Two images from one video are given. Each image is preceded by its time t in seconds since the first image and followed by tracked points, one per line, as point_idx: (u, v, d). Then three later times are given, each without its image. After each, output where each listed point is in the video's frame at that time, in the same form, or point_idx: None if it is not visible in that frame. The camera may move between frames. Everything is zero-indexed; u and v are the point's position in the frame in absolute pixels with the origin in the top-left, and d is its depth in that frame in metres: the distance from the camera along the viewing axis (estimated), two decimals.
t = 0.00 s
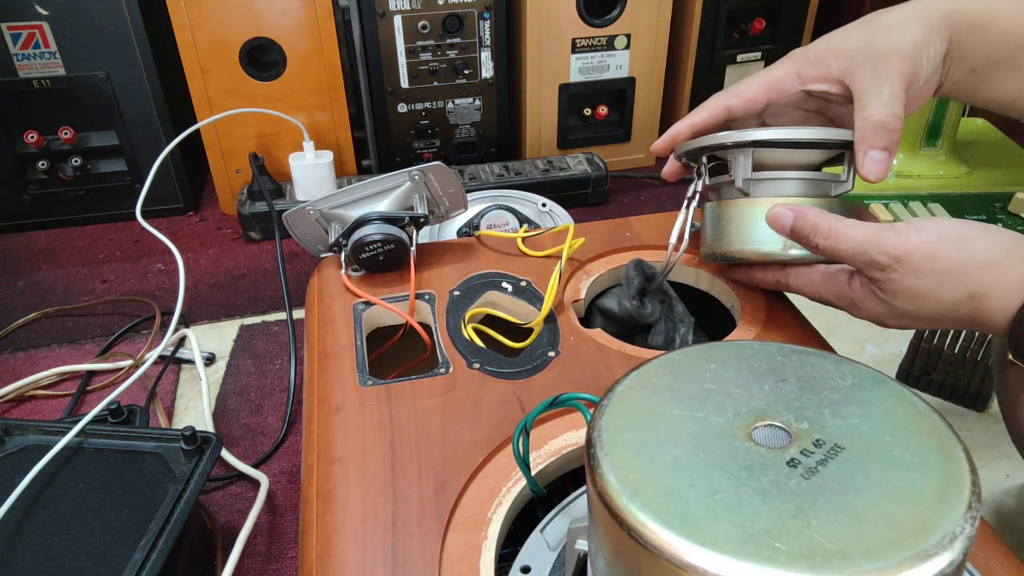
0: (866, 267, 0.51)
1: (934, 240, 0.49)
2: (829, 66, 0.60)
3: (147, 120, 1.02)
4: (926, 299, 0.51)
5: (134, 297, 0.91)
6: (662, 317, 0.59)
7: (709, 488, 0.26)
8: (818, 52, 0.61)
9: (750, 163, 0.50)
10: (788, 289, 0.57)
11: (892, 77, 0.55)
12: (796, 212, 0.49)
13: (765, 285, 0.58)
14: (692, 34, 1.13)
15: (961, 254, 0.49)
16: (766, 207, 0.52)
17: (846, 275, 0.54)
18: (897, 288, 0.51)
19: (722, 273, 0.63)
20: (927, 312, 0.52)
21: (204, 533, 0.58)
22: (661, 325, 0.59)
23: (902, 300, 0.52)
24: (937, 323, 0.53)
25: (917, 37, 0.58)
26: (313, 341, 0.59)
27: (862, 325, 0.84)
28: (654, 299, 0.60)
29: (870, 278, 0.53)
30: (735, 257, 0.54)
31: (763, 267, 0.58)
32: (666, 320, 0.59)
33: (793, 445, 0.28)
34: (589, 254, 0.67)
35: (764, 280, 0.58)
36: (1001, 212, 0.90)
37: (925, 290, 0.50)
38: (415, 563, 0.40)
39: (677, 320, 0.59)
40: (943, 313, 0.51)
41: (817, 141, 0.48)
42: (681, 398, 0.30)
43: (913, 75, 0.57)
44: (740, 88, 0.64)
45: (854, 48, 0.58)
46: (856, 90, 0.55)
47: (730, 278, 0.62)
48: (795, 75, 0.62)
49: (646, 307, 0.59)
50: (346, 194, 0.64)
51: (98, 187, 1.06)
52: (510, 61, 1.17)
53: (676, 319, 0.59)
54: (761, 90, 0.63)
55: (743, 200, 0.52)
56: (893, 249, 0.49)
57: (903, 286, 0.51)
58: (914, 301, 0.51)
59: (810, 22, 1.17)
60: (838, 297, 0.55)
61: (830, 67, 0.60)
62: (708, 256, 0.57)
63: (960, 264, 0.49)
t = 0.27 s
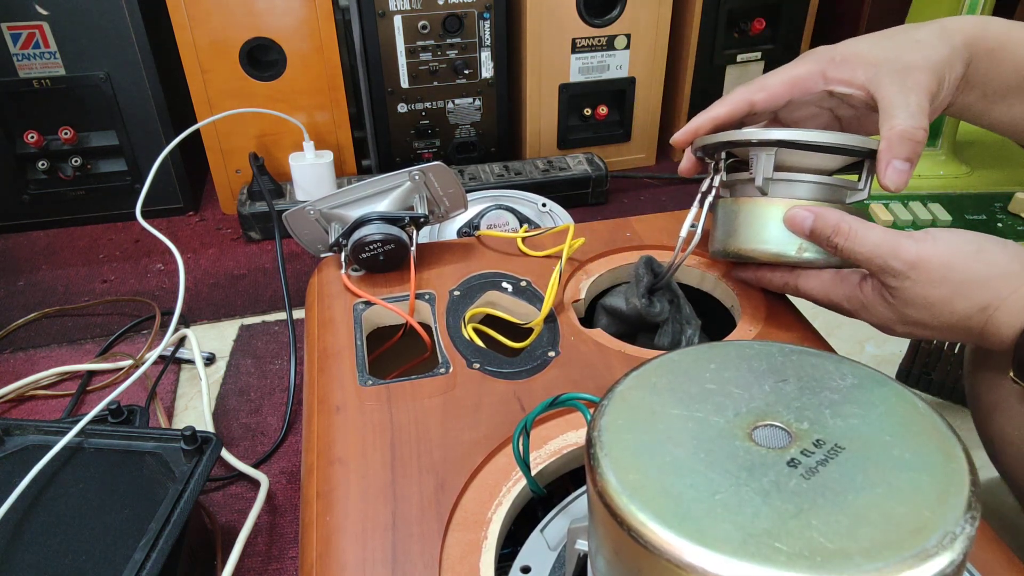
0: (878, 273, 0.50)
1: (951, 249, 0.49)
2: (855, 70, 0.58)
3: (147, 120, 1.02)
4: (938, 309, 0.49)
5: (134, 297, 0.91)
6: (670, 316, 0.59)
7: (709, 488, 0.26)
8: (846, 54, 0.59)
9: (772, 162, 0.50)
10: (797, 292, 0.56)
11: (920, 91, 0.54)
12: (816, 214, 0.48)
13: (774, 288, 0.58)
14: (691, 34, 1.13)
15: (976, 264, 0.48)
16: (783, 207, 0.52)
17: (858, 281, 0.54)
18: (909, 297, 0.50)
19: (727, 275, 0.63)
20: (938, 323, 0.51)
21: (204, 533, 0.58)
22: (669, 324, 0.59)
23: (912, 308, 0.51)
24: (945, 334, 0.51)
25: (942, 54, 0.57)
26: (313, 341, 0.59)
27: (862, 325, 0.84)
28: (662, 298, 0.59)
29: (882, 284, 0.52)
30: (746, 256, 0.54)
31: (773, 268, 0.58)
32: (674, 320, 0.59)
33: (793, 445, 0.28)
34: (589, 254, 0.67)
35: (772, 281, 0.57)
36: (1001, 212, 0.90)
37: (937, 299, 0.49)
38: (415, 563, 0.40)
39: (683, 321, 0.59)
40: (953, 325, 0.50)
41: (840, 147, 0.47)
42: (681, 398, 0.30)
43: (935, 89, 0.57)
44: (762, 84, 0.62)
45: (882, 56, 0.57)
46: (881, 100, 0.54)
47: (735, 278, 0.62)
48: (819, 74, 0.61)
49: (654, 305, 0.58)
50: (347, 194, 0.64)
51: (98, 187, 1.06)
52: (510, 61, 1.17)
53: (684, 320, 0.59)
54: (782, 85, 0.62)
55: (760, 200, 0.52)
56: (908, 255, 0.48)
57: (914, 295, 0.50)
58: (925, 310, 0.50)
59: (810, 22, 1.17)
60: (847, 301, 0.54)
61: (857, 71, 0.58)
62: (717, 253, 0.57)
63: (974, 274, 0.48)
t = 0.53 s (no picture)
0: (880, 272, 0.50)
1: (953, 254, 0.48)
2: (870, 69, 0.58)
3: (147, 120, 1.02)
4: (937, 313, 0.49)
5: (134, 297, 0.91)
6: (674, 314, 0.59)
7: (709, 488, 0.26)
8: (861, 52, 0.59)
9: (784, 162, 0.50)
10: (801, 291, 0.56)
11: (935, 98, 0.54)
12: (825, 214, 0.49)
13: (779, 284, 0.58)
14: (691, 34, 1.13)
15: (976, 270, 0.48)
16: (794, 207, 0.52)
17: (862, 280, 0.53)
18: (909, 299, 0.49)
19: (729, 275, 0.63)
20: (935, 328, 0.50)
21: (204, 533, 0.59)
22: (672, 322, 0.59)
23: (912, 311, 0.50)
24: (942, 341, 0.51)
25: (957, 59, 0.57)
26: (313, 341, 0.59)
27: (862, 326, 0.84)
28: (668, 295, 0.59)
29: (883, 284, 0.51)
30: (756, 254, 0.54)
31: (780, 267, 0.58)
32: (678, 318, 0.59)
33: (793, 444, 0.28)
34: (589, 254, 0.67)
35: (779, 279, 0.57)
36: (1001, 211, 0.90)
37: (936, 302, 0.48)
38: (414, 563, 0.40)
39: (687, 318, 0.59)
40: (951, 331, 0.49)
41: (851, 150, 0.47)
42: (681, 397, 0.30)
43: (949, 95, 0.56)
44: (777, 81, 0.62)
45: (899, 57, 0.57)
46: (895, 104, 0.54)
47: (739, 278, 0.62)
48: (834, 72, 0.60)
49: (660, 302, 0.58)
50: (347, 194, 0.64)
51: (98, 187, 1.06)
52: (510, 61, 1.17)
53: (688, 318, 0.59)
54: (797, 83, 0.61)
55: (771, 199, 0.52)
56: (911, 256, 0.48)
57: (914, 297, 0.49)
58: (924, 314, 0.50)
59: (810, 22, 1.17)
60: (851, 299, 0.53)
61: (871, 72, 0.57)
62: (726, 249, 0.57)
63: (975, 280, 0.48)
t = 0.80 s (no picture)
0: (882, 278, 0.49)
1: (956, 260, 0.48)
2: (878, 73, 0.58)
3: (147, 120, 1.02)
4: (938, 320, 0.48)
5: (134, 297, 0.91)
6: (674, 314, 0.58)
7: (709, 488, 0.26)
8: (870, 54, 0.58)
9: (788, 169, 0.50)
10: (802, 297, 0.56)
11: (942, 105, 0.54)
12: (826, 222, 0.50)
13: (780, 291, 0.58)
14: (691, 34, 1.13)
15: (979, 278, 0.47)
16: (796, 216, 0.52)
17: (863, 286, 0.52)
18: (910, 306, 0.49)
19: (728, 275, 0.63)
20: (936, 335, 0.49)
21: (204, 534, 0.58)
22: (672, 322, 0.59)
23: (912, 317, 0.50)
24: (943, 347, 0.50)
25: (968, 64, 0.56)
26: (313, 341, 0.59)
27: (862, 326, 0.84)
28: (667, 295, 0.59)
29: (884, 290, 0.51)
30: (756, 259, 0.55)
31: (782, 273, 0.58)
32: (678, 318, 0.59)
33: (793, 444, 0.28)
34: (589, 254, 0.67)
35: (779, 285, 0.58)
36: (1001, 211, 0.90)
37: (937, 310, 0.48)
38: (414, 563, 0.40)
39: (687, 318, 0.59)
40: (952, 338, 0.48)
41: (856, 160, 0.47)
42: (681, 397, 0.30)
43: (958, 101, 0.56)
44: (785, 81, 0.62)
45: (907, 61, 0.56)
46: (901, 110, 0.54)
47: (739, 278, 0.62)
48: (842, 73, 0.60)
49: (660, 302, 0.58)
50: (347, 194, 0.64)
51: (98, 187, 1.06)
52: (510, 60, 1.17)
53: (687, 318, 0.59)
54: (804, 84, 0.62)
55: (773, 206, 0.53)
56: (913, 261, 0.48)
57: (914, 304, 0.49)
58: (925, 321, 0.49)
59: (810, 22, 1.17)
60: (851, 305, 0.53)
61: (879, 75, 0.57)
62: (728, 252, 0.58)
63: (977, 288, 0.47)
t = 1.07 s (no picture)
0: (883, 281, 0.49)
1: (957, 264, 0.48)
2: (885, 76, 0.58)
3: (147, 120, 1.02)
4: (939, 323, 0.48)
5: (134, 297, 0.91)
6: (674, 314, 0.58)
7: (708, 488, 0.26)
8: (878, 55, 0.58)
9: (789, 172, 0.50)
10: (801, 300, 0.56)
11: (947, 108, 0.54)
12: (825, 225, 0.50)
13: (780, 294, 0.58)
14: (691, 33, 1.13)
15: (980, 282, 0.47)
16: (796, 220, 0.52)
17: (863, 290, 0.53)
18: (911, 309, 0.49)
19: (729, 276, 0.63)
20: (937, 338, 0.49)
21: (204, 534, 0.58)
22: (671, 323, 0.59)
23: (913, 320, 0.50)
24: (944, 351, 0.50)
25: (974, 69, 0.56)
26: (313, 341, 0.59)
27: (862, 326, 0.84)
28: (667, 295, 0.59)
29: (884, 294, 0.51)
30: (754, 261, 0.56)
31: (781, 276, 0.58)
32: (677, 318, 0.58)
33: (792, 444, 0.28)
34: (589, 254, 0.67)
35: (778, 288, 0.58)
36: (1001, 211, 0.90)
37: (939, 313, 0.48)
38: (414, 563, 0.40)
39: (687, 318, 0.59)
40: (952, 340, 0.49)
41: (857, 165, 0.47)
42: (681, 397, 0.30)
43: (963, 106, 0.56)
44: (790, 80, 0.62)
45: (913, 64, 0.56)
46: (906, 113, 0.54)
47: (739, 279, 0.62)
48: (848, 74, 0.60)
49: (659, 302, 0.58)
50: (347, 194, 0.64)
51: (98, 187, 1.06)
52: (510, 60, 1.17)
53: (687, 318, 0.59)
54: (809, 83, 0.61)
55: (772, 209, 0.53)
56: (914, 265, 0.48)
57: (916, 307, 0.49)
58: (926, 323, 0.49)
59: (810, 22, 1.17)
60: (850, 310, 0.53)
61: (886, 77, 0.57)
62: (727, 254, 0.58)
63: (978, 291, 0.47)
